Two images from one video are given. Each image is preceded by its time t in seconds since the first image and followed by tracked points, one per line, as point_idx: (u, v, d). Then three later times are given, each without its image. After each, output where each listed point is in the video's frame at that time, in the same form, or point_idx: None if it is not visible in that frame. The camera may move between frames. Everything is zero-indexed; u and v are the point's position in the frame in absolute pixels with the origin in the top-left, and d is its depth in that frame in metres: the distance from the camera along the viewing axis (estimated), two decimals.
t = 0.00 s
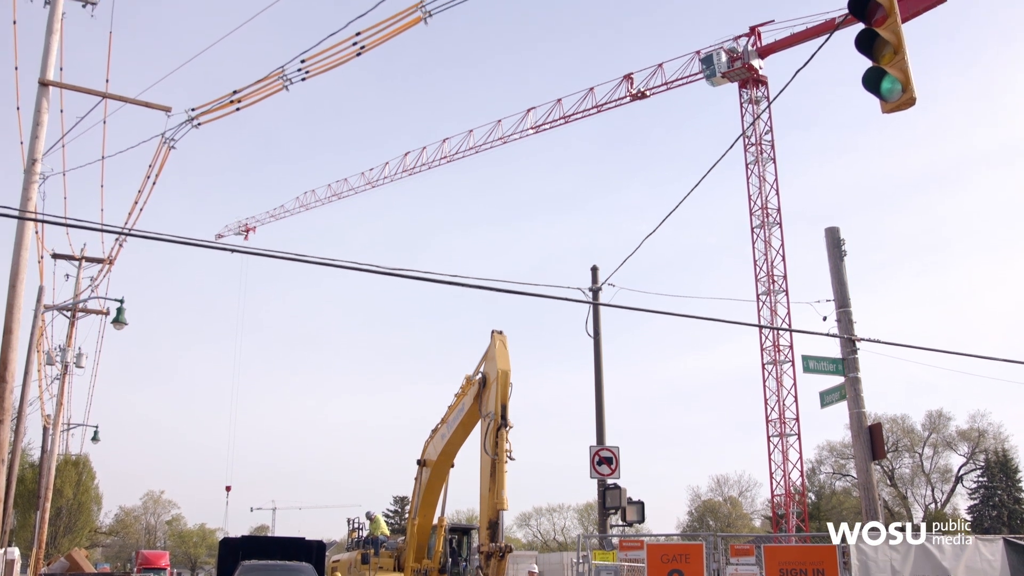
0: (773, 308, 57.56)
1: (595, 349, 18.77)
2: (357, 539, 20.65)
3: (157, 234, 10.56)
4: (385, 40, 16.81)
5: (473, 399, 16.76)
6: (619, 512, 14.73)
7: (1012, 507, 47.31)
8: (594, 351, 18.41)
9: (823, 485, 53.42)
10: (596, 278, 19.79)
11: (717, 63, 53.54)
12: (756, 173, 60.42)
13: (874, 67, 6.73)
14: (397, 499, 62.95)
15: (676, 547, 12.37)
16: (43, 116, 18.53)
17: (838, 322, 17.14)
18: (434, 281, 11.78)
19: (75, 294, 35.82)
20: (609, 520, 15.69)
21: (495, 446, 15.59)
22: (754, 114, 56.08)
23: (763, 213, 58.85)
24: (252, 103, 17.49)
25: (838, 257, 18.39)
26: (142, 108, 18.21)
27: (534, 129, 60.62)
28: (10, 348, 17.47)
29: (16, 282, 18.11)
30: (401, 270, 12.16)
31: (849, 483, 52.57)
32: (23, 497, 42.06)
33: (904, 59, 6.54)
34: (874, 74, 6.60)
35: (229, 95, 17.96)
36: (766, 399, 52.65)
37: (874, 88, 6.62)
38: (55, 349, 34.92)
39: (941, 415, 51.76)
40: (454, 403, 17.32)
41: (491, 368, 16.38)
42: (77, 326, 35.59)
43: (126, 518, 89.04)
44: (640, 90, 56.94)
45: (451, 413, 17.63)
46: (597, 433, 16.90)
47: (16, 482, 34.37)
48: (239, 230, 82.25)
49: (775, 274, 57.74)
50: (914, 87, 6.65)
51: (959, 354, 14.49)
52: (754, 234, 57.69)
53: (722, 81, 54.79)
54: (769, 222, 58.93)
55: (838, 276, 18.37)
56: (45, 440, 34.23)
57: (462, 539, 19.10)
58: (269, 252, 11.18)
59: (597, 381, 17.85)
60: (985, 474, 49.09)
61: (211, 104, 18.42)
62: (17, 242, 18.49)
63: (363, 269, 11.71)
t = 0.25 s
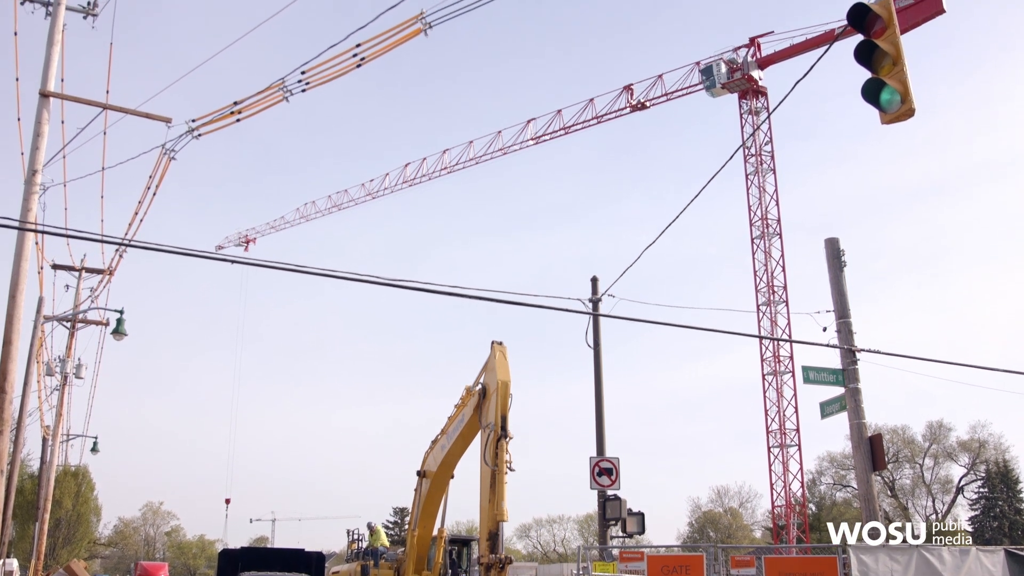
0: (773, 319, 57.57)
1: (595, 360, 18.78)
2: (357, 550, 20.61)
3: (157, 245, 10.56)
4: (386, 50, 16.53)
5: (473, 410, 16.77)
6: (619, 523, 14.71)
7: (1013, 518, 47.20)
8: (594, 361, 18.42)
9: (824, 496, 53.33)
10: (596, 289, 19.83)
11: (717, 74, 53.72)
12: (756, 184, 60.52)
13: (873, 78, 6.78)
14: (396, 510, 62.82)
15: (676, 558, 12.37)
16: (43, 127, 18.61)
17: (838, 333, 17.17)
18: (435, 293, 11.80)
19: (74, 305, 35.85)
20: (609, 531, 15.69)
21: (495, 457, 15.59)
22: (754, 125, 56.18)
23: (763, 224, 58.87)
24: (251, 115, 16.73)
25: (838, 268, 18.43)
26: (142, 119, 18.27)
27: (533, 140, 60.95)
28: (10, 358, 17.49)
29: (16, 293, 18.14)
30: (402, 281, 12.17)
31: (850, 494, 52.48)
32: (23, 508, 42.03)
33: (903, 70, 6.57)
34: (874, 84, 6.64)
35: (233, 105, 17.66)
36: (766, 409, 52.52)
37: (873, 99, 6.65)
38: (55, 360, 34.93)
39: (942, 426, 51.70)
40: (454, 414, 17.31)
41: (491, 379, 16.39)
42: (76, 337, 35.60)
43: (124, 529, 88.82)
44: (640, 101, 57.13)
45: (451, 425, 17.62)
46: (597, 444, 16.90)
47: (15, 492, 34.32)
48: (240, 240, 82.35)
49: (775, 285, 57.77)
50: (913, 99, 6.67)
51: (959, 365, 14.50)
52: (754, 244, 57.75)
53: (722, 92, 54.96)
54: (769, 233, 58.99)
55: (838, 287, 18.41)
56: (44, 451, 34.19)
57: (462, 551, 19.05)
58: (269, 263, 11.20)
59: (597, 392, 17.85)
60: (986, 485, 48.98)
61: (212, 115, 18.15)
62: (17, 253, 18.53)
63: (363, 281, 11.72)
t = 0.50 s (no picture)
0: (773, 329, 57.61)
1: (594, 370, 18.81)
2: (356, 561, 20.58)
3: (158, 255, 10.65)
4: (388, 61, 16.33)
5: (473, 420, 16.79)
6: (619, 534, 14.73)
7: (1014, 528, 47.12)
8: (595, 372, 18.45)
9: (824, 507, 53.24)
10: (596, 299, 19.87)
11: (717, 84, 53.98)
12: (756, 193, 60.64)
13: (872, 89, 6.84)
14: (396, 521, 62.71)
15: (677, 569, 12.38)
16: (44, 137, 18.72)
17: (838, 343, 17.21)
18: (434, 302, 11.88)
19: (74, 315, 35.91)
20: (609, 542, 15.69)
21: (495, 468, 15.61)
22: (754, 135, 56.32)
23: (763, 233, 58.96)
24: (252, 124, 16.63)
25: (838, 278, 18.49)
26: (142, 129, 18.37)
27: (533, 150, 61.13)
28: (10, 368, 17.53)
29: (16, 302, 18.20)
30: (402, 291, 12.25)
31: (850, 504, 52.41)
32: (22, 518, 41.96)
33: (901, 80, 6.63)
34: (873, 95, 6.70)
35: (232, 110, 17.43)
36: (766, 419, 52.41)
37: (873, 109, 6.71)
38: (55, 370, 34.95)
39: (942, 435, 51.65)
40: (454, 424, 17.34)
41: (491, 389, 16.42)
42: (76, 347, 35.64)
43: (124, 540, 88.61)
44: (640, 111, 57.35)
45: (451, 435, 17.65)
46: (597, 454, 16.91)
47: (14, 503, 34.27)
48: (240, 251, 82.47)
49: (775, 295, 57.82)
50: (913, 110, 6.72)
51: (959, 375, 14.54)
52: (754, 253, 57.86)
53: (722, 102, 55.17)
54: (769, 242, 59.07)
55: (838, 297, 18.46)
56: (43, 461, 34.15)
57: (461, 561, 19.04)
58: (269, 273, 11.29)
59: (597, 402, 17.87)
60: (987, 495, 48.90)
61: (211, 125, 17.49)
62: (17, 262, 18.60)
63: (364, 291, 11.79)
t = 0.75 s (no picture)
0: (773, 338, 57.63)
1: (594, 379, 18.84)
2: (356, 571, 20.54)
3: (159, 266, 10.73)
4: (389, 70, 15.49)
5: (473, 430, 16.81)
6: (619, 544, 14.73)
7: (1015, 538, 47.06)
8: (595, 382, 18.47)
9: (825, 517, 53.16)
10: (597, 309, 19.92)
11: (716, 94, 54.15)
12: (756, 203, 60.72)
13: (872, 99, 6.91)
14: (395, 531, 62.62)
15: None
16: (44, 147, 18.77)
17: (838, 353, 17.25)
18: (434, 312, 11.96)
19: (74, 324, 35.96)
20: (609, 552, 15.69)
21: (495, 478, 15.62)
22: (754, 145, 56.48)
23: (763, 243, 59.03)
24: (251, 134, 16.11)
25: (838, 288, 18.53)
26: (143, 139, 18.42)
27: (533, 160, 61.20)
28: (10, 378, 17.56)
29: (16, 311, 18.25)
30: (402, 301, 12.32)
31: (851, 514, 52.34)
32: (21, 528, 41.88)
33: (901, 90, 6.70)
34: (873, 105, 6.76)
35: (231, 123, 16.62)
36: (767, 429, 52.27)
37: (872, 119, 6.77)
38: (55, 380, 34.96)
39: (943, 445, 51.60)
40: (454, 434, 17.35)
41: (490, 399, 16.44)
42: (76, 356, 35.66)
43: (123, 550, 88.35)
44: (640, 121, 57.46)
45: (451, 445, 17.66)
46: (597, 464, 16.93)
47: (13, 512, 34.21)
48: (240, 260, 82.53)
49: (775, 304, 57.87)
50: (912, 120, 6.79)
51: (958, 385, 14.57)
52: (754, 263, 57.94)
53: (722, 112, 55.30)
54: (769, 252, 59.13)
55: (838, 307, 18.50)
56: (42, 471, 34.11)
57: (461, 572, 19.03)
58: (269, 283, 11.38)
59: (597, 411, 17.89)
60: (987, 505, 48.82)
61: (212, 134, 16.91)
62: (17, 272, 18.65)
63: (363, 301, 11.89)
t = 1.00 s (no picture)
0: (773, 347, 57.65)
1: (594, 388, 18.87)
2: None
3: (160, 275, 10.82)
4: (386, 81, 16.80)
5: (472, 439, 16.83)
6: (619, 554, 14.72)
7: (1016, 547, 47.00)
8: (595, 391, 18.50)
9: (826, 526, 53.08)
10: (596, 319, 19.98)
11: (716, 103, 54.36)
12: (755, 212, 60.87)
13: (871, 108, 6.98)
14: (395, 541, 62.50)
15: None
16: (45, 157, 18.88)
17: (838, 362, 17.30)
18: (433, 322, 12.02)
19: (75, 333, 36.02)
20: (609, 561, 15.68)
21: (495, 487, 15.63)
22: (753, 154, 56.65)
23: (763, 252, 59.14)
24: (252, 144, 17.30)
25: (838, 297, 18.58)
26: (143, 149, 18.57)
27: (533, 169, 61.50)
28: (10, 387, 17.59)
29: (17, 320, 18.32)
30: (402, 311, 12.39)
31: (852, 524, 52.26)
32: (20, 538, 41.83)
33: (900, 101, 6.77)
34: (872, 114, 6.82)
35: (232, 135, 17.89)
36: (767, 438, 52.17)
37: (872, 128, 6.83)
38: (54, 389, 35.00)
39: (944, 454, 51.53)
40: (454, 443, 17.37)
41: (490, 409, 16.47)
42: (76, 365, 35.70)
43: (121, 559, 87.99)
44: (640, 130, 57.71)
45: (451, 454, 17.67)
46: (597, 473, 16.94)
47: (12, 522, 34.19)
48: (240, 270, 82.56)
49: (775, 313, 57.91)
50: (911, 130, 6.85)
51: (959, 395, 14.61)
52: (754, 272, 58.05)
53: (722, 122, 55.51)
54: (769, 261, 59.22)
55: (837, 316, 18.55)
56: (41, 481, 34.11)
57: None
58: (269, 292, 11.46)
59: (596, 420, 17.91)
60: (988, 514, 48.71)
61: (213, 146, 18.22)
62: (18, 281, 18.72)
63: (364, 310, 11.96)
